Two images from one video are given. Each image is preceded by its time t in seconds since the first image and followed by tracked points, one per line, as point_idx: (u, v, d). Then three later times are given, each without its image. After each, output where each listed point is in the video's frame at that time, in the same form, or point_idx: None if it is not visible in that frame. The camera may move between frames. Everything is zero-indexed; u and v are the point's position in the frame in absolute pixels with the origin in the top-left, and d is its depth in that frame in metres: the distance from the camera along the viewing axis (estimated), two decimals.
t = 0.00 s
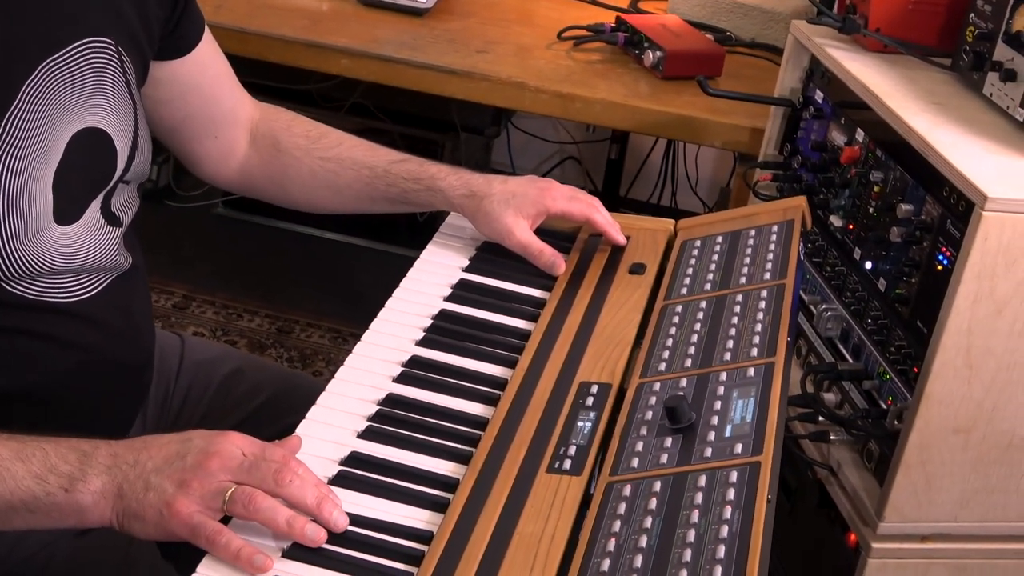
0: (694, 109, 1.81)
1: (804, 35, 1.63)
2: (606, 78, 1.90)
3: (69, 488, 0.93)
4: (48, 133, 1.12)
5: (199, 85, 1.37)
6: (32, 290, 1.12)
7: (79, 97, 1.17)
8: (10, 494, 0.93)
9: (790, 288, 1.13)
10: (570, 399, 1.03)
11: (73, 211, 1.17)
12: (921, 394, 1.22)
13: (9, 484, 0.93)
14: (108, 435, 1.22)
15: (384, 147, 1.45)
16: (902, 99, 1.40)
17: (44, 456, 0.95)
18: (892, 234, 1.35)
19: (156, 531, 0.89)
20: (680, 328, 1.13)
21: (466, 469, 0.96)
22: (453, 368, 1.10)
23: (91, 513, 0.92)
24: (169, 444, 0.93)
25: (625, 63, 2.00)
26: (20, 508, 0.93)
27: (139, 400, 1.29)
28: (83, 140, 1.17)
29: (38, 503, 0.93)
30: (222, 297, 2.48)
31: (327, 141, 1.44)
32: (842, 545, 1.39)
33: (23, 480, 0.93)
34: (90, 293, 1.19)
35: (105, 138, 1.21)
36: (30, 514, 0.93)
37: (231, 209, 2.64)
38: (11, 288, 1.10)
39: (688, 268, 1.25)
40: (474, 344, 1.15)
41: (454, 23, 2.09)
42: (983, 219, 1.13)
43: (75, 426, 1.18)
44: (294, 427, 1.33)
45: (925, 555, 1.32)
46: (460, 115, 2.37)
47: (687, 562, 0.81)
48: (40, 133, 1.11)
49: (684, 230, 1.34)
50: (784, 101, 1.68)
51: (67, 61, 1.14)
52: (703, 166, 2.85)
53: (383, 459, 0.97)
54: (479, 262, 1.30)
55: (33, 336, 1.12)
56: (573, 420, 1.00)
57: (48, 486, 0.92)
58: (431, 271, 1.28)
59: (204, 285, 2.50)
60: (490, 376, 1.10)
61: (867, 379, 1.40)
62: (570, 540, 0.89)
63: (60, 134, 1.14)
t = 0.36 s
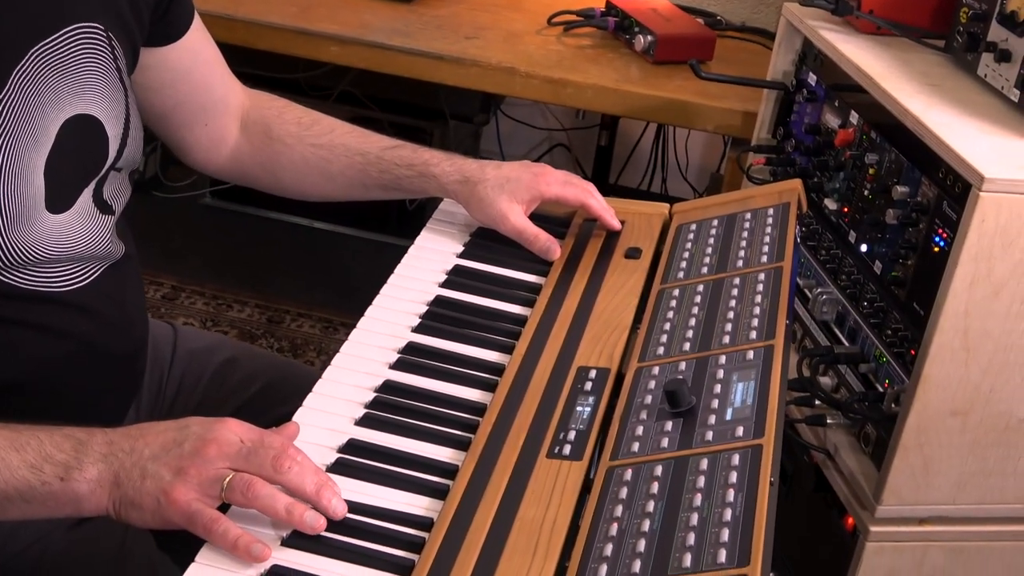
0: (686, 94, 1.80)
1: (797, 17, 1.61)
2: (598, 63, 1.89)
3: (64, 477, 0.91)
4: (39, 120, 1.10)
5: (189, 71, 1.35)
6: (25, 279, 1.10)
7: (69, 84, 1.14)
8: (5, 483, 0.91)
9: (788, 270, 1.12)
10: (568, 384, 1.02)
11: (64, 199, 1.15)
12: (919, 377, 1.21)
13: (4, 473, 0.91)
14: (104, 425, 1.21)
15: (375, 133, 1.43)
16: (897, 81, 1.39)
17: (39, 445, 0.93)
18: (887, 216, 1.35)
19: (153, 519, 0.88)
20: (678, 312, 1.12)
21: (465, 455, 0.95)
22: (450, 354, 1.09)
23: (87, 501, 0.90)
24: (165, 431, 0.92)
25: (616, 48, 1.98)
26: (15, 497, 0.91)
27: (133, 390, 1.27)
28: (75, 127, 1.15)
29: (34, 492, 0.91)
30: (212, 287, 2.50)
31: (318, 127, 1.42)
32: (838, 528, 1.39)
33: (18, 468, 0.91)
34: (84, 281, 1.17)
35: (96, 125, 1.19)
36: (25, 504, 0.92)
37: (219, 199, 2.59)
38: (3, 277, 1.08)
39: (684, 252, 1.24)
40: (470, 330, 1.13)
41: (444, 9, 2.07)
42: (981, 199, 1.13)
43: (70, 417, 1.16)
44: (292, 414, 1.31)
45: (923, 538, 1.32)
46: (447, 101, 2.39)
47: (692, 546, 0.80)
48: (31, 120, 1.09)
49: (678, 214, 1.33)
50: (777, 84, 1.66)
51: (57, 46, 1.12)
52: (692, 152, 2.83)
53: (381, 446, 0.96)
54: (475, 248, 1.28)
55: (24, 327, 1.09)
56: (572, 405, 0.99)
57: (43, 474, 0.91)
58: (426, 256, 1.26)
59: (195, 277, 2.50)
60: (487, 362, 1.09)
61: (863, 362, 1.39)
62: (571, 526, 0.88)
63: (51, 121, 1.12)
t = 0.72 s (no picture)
0: (688, 79, 1.79)
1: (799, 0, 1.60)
2: (599, 48, 1.87)
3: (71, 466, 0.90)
4: (42, 108, 1.09)
5: (191, 58, 1.34)
6: (28, 268, 1.09)
7: (73, 71, 1.13)
8: (12, 472, 0.90)
9: (796, 253, 1.11)
10: (576, 369, 1.02)
11: (66, 188, 1.14)
12: (927, 359, 1.21)
13: (10, 463, 0.90)
14: (110, 415, 1.20)
15: (378, 120, 1.42)
16: (901, 63, 1.38)
17: (45, 434, 0.92)
18: (893, 199, 1.34)
19: (161, 509, 0.87)
20: (686, 296, 1.12)
21: (475, 441, 0.94)
22: (457, 340, 1.08)
23: (95, 490, 0.90)
24: (172, 419, 0.91)
25: (616, 33, 1.97)
26: (22, 486, 0.90)
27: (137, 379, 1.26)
28: (78, 115, 1.14)
29: (41, 482, 0.90)
30: (211, 278, 2.51)
31: (320, 114, 1.41)
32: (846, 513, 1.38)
33: (25, 458, 0.91)
34: (88, 270, 1.16)
35: (100, 113, 1.17)
36: (32, 494, 0.91)
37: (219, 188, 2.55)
38: (6, 266, 1.07)
39: (690, 236, 1.23)
40: (477, 317, 1.13)
41: None
42: (988, 180, 1.12)
43: (77, 407, 1.15)
44: (298, 403, 1.31)
45: (931, 522, 1.31)
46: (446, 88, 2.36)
47: (706, 530, 0.80)
48: (34, 107, 1.08)
49: (683, 199, 1.32)
50: (780, 68, 1.65)
51: (59, 34, 1.11)
52: (691, 138, 2.82)
53: (390, 432, 0.95)
54: (480, 234, 1.27)
55: (28, 316, 1.09)
56: (581, 390, 0.99)
57: (50, 464, 0.90)
58: (431, 242, 1.26)
59: (195, 267, 2.51)
60: (494, 348, 1.08)
61: (869, 346, 1.38)
62: (583, 511, 0.87)
63: (53, 109, 1.11)
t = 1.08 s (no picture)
0: (694, 61, 1.78)
1: None
2: (604, 31, 1.86)
3: (85, 453, 0.90)
4: (52, 91, 1.09)
5: (198, 42, 1.33)
6: (36, 252, 1.08)
7: (81, 53, 1.13)
8: (25, 459, 0.90)
9: (808, 233, 1.11)
10: (589, 350, 1.01)
11: (76, 171, 1.13)
12: (938, 340, 1.20)
13: (24, 449, 0.90)
14: (120, 399, 1.20)
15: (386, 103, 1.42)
16: (910, 43, 1.37)
17: (59, 420, 0.92)
18: (903, 180, 1.33)
19: (177, 495, 0.87)
20: (697, 277, 1.11)
21: (488, 422, 0.94)
22: (468, 322, 1.08)
23: (109, 476, 0.90)
24: (187, 406, 0.92)
25: (622, 16, 1.96)
26: (36, 473, 0.90)
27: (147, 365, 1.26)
28: (88, 98, 1.14)
29: (55, 469, 0.90)
30: (215, 263, 2.46)
31: (328, 98, 1.40)
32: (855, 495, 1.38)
33: (38, 444, 0.90)
34: (98, 254, 1.16)
35: (109, 96, 1.17)
36: (46, 480, 0.91)
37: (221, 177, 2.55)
38: (15, 250, 1.07)
39: (701, 217, 1.22)
40: (487, 299, 1.12)
41: None
42: (1001, 160, 1.11)
43: (89, 390, 1.15)
44: (308, 388, 1.30)
45: (942, 503, 1.31)
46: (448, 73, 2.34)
47: (723, 509, 0.79)
48: (44, 90, 1.08)
49: (692, 180, 1.31)
50: (787, 49, 1.65)
51: (70, 15, 1.12)
52: (695, 123, 2.82)
53: (404, 414, 0.95)
54: (489, 217, 1.27)
55: (39, 299, 1.08)
56: (594, 371, 0.98)
57: (64, 450, 0.90)
58: (440, 225, 1.25)
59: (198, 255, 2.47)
60: (506, 330, 1.08)
61: (879, 327, 1.38)
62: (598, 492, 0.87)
63: (64, 91, 1.11)
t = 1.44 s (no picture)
0: (702, 47, 1.77)
1: None
2: (611, 17, 1.85)
3: (99, 442, 0.90)
4: (62, 79, 1.09)
5: (206, 29, 1.32)
6: (45, 240, 1.08)
7: (90, 42, 1.14)
8: (39, 448, 0.90)
9: (820, 219, 1.10)
10: (602, 338, 1.01)
11: (84, 159, 1.13)
12: (949, 324, 1.19)
13: (37, 438, 0.90)
14: (131, 387, 1.20)
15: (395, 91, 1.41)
16: (920, 28, 1.35)
17: (72, 410, 0.92)
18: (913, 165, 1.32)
19: (192, 485, 0.87)
20: (709, 264, 1.11)
21: (503, 409, 0.94)
22: (480, 310, 1.08)
23: (123, 466, 0.90)
24: (201, 395, 0.91)
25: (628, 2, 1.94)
26: (50, 463, 0.90)
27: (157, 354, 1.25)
28: (98, 86, 1.14)
29: (69, 459, 0.90)
30: (220, 254, 2.54)
31: (337, 85, 1.39)
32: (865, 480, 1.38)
33: (52, 434, 0.90)
34: (107, 242, 1.15)
35: (117, 84, 1.17)
36: (59, 471, 0.90)
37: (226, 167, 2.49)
38: (24, 238, 1.07)
39: (712, 203, 1.22)
40: (499, 286, 1.12)
41: None
42: (1013, 144, 1.11)
43: (100, 379, 1.15)
44: (319, 376, 1.30)
45: (953, 489, 1.30)
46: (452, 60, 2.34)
47: (740, 495, 0.79)
48: (54, 79, 1.08)
49: (702, 166, 1.31)
50: (795, 35, 1.64)
51: (79, 5, 1.12)
52: (699, 109, 2.81)
53: (417, 402, 0.95)
54: (499, 204, 1.27)
55: (50, 287, 1.08)
56: (607, 358, 0.98)
57: (78, 439, 0.90)
58: (450, 212, 1.25)
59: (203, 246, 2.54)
60: (518, 317, 1.08)
61: (889, 313, 1.37)
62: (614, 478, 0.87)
63: (73, 79, 1.11)
